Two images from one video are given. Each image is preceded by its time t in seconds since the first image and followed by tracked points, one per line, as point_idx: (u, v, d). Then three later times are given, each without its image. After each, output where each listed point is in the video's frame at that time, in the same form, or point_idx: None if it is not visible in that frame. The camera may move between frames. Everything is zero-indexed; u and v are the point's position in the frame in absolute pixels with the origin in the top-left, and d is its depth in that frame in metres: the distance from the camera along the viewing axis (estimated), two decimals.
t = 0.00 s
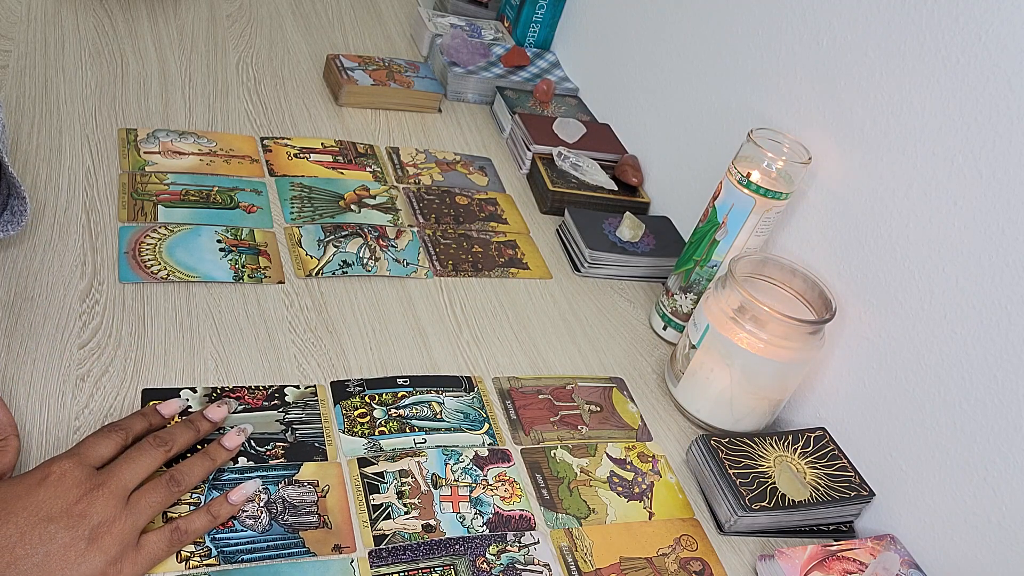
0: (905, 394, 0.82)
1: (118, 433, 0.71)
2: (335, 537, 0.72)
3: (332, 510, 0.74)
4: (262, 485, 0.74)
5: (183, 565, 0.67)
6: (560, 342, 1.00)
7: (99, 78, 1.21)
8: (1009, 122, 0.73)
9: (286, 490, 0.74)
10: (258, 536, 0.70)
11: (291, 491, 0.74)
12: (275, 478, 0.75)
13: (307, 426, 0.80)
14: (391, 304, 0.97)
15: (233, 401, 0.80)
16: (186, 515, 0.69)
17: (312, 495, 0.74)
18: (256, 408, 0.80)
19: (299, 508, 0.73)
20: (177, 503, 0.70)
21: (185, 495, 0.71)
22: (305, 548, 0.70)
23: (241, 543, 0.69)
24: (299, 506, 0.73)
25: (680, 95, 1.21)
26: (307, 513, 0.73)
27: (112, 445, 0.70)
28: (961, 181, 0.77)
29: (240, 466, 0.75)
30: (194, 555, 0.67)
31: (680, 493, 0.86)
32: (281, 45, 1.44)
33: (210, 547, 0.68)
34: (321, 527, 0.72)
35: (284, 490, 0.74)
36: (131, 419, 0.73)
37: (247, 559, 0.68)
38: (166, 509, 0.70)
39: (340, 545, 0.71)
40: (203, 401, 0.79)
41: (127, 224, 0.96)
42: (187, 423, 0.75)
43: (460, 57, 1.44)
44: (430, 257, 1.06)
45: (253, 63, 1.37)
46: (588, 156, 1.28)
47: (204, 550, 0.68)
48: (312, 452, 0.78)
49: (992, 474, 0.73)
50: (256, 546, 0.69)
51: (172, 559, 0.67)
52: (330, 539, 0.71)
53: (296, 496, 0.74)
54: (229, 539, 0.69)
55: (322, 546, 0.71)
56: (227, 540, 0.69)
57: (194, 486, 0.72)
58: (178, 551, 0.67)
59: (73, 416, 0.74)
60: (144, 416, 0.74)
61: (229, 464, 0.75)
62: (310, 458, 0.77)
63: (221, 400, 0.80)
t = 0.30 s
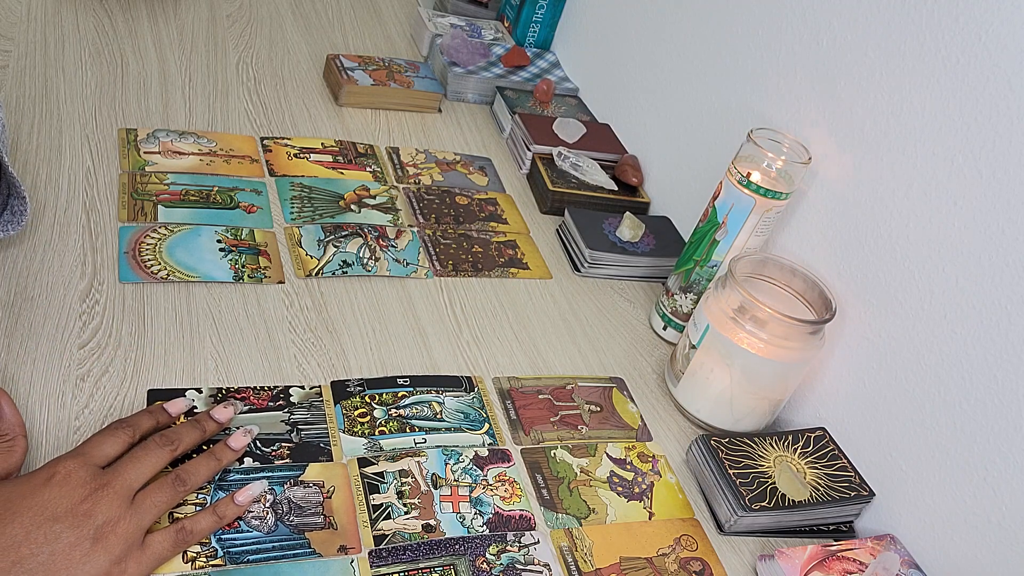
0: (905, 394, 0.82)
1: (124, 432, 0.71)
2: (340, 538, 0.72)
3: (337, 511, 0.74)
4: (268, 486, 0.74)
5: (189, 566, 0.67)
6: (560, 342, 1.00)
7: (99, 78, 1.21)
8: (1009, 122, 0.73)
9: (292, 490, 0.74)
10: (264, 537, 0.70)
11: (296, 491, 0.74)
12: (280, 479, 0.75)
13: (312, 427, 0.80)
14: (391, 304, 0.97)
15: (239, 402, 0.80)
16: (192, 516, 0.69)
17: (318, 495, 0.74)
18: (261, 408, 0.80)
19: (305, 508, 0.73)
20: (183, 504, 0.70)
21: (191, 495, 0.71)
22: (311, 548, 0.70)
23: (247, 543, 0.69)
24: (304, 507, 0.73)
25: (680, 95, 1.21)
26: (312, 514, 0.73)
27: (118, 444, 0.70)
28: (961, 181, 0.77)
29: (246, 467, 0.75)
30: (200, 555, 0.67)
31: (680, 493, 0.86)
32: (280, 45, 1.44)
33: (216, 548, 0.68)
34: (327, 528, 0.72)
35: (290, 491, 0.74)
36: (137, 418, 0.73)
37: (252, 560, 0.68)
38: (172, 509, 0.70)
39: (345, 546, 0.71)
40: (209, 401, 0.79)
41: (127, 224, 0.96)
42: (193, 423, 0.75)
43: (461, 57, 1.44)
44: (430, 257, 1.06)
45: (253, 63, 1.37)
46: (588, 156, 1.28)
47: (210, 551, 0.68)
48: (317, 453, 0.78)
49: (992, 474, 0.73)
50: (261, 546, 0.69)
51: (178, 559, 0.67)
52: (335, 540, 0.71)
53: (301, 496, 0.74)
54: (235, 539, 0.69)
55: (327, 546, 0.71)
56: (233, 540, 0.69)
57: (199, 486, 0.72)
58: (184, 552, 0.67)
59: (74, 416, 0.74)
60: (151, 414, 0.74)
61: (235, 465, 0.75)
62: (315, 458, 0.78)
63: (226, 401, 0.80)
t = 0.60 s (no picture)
0: (905, 394, 0.82)
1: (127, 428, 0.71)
2: (341, 538, 0.72)
3: (338, 511, 0.74)
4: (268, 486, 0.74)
5: (190, 565, 0.67)
6: (560, 342, 1.00)
7: (99, 78, 1.21)
8: (1009, 122, 0.73)
9: (292, 490, 0.74)
10: (266, 536, 0.70)
11: (297, 491, 0.74)
12: (281, 478, 0.75)
13: (312, 426, 0.80)
14: (391, 304, 0.97)
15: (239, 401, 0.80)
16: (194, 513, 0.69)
17: (318, 495, 0.74)
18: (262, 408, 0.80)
19: (306, 508, 0.73)
20: (184, 503, 0.70)
21: (192, 495, 0.71)
22: (312, 548, 0.70)
23: (248, 543, 0.69)
24: (305, 506, 0.73)
25: (680, 95, 1.21)
26: (313, 513, 0.73)
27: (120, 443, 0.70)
28: (961, 181, 0.77)
29: (246, 466, 0.75)
30: (201, 555, 0.67)
31: (680, 493, 0.86)
32: (280, 45, 1.44)
33: (217, 547, 0.68)
34: (327, 528, 0.72)
35: (291, 491, 0.74)
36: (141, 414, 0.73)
37: (254, 559, 0.68)
38: (173, 509, 0.70)
39: (345, 546, 0.71)
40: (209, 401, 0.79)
41: (127, 224, 0.96)
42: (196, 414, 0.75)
43: (461, 57, 1.44)
44: (430, 257, 1.06)
45: (253, 63, 1.37)
46: (588, 156, 1.28)
47: (211, 551, 0.68)
48: (317, 452, 0.78)
49: (992, 474, 0.73)
50: (263, 546, 0.69)
51: (179, 559, 0.67)
52: (336, 540, 0.71)
53: (302, 496, 0.74)
54: (236, 539, 0.69)
55: (328, 546, 0.71)
56: (234, 540, 0.69)
57: (200, 478, 0.71)
58: (185, 551, 0.67)
59: (73, 416, 0.74)
60: (153, 408, 0.74)
61: (236, 464, 0.75)
62: (315, 458, 0.78)
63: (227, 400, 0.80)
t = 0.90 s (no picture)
0: (905, 394, 0.82)
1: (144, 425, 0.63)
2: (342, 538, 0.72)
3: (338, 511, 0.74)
4: (268, 485, 0.74)
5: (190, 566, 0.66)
6: (560, 342, 1.00)
7: (99, 78, 1.21)
8: (1009, 122, 0.73)
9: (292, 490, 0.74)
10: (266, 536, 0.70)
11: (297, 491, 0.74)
12: (281, 478, 0.75)
13: (313, 425, 0.81)
14: (391, 304, 0.97)
15: (239, 400, 0.80)
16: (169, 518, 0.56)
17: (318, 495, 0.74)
18: (262, 406, 0.80)
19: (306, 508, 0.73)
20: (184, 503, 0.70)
21: (193, 495, 0.71)
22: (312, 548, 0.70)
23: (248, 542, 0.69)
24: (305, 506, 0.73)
25: (680, 95, 1.21)
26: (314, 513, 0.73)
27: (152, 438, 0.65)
28: (961, 180, 0.77)
29: (246, 466, 0.75)
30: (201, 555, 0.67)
31: (680, 493, 0.86)
32: (280, 45, 1.44)
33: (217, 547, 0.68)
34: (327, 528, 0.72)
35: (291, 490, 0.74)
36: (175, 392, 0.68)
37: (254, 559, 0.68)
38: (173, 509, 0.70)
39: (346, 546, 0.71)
40: (209, 400, 0.79)
41: (127, 224, 0.96)
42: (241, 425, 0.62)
43: (460, 57, 1.44)
44: (430, 257, 1.06)
45: (253, 63, 1.37)
46: (588, 156, 1.28)
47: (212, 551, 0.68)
48: (318, 450, 0.78)
49: (992, 474, 0.73)
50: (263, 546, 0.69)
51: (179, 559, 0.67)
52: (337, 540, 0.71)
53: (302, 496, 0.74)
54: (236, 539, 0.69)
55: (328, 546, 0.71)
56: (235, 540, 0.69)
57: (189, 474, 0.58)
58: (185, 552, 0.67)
59: (74, 416, 0.74)
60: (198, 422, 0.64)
61: (236, 464, 0.75)
62: (316, 457, 0.78)
63: (227, 399, 0.80)
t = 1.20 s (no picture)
0: (905, 394, 0.82)
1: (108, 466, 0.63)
2: (342, 538, 0.72)
3: (338, 511, 0.74)
4: (268, 485, 0.74)
5: (190, 566, 0.66)
6: (560, 342, 1.00)
7: (99, 78, 1.21)
8: (1009, 122, 0.73)
9: (292, 490, 0.74)
10: (266, 536, 0.70)
11: (297, 491, 0.74)
12: (281, 478, 0.75)
13: (313, 425, 0.81)
14: (391, 304, 0.97)
15: (239, 400, 0.80)
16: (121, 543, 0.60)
17: (318, 495, 0.74)
18: (262, 406, 0.81)
19: (306, 508, 0.73)
20: (185, 503, 0.70)
21: (193, 496, 0.71)
22: (312, 548, 0.70)
23: (249, 543, 0.69)
24: (305, 506, 0.73)
25: (680, 95, 1.21)
26: (314, 513, 0.73)
27: (136, 462, 0.68)
28: (961, 180, 0.77)
29: (246, 466, 0.75)
30: (202, 555, 0.67)
31: (680, 493, 0.86)
32: (280, 45, 1.44)
33: (217, 547, 0.68)
34: (327, 528, 0.72)
35: (291, 491, 0.74)
36: (144, 431, 0.74)
37: (254, 559, 0.68)
38: (173, 509, 0.70)
39: (346, 546, 0.71)
40: (209, 400, 0.79)
41: (127, 224, 0.96)
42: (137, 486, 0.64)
43: (460, 57, 1.44)
44: (430, 257, 1.06)
45: (253, 63, 1.37)
46: (588, 156, 1.28)
47: (212, 551, 0.68)
48: (318, 450, 0.78)
49: (992, 473, 0.73)
50: (263, 546, 0.69)
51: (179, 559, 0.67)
52: (337, 540, 0.71)
53: (302, 496, 0.74)
54: (236, 539, 0.69)
55: (328, 546, 0.71)
56: (235, 541, 0.69)
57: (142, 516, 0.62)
58: (185, 552, 0.67)
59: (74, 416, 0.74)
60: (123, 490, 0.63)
61: (236, 464, 0.75)
62: (316, 457, 0.78)
63: (227, 399, 0.80)
